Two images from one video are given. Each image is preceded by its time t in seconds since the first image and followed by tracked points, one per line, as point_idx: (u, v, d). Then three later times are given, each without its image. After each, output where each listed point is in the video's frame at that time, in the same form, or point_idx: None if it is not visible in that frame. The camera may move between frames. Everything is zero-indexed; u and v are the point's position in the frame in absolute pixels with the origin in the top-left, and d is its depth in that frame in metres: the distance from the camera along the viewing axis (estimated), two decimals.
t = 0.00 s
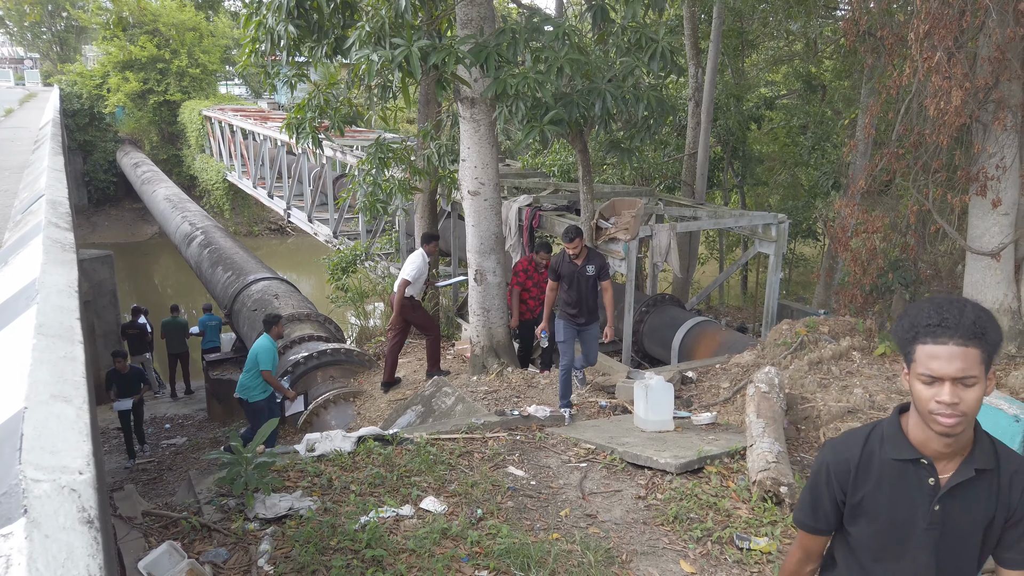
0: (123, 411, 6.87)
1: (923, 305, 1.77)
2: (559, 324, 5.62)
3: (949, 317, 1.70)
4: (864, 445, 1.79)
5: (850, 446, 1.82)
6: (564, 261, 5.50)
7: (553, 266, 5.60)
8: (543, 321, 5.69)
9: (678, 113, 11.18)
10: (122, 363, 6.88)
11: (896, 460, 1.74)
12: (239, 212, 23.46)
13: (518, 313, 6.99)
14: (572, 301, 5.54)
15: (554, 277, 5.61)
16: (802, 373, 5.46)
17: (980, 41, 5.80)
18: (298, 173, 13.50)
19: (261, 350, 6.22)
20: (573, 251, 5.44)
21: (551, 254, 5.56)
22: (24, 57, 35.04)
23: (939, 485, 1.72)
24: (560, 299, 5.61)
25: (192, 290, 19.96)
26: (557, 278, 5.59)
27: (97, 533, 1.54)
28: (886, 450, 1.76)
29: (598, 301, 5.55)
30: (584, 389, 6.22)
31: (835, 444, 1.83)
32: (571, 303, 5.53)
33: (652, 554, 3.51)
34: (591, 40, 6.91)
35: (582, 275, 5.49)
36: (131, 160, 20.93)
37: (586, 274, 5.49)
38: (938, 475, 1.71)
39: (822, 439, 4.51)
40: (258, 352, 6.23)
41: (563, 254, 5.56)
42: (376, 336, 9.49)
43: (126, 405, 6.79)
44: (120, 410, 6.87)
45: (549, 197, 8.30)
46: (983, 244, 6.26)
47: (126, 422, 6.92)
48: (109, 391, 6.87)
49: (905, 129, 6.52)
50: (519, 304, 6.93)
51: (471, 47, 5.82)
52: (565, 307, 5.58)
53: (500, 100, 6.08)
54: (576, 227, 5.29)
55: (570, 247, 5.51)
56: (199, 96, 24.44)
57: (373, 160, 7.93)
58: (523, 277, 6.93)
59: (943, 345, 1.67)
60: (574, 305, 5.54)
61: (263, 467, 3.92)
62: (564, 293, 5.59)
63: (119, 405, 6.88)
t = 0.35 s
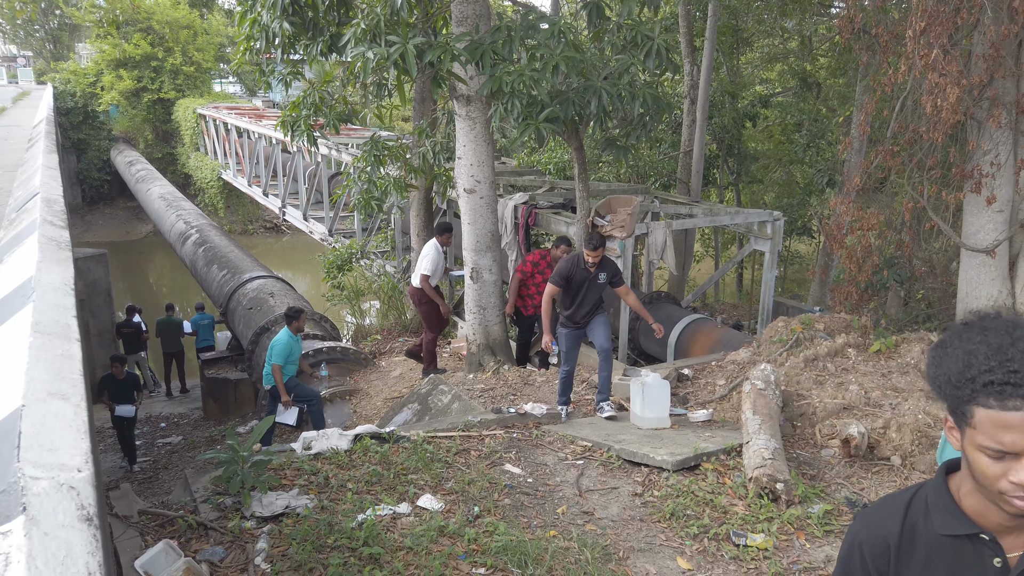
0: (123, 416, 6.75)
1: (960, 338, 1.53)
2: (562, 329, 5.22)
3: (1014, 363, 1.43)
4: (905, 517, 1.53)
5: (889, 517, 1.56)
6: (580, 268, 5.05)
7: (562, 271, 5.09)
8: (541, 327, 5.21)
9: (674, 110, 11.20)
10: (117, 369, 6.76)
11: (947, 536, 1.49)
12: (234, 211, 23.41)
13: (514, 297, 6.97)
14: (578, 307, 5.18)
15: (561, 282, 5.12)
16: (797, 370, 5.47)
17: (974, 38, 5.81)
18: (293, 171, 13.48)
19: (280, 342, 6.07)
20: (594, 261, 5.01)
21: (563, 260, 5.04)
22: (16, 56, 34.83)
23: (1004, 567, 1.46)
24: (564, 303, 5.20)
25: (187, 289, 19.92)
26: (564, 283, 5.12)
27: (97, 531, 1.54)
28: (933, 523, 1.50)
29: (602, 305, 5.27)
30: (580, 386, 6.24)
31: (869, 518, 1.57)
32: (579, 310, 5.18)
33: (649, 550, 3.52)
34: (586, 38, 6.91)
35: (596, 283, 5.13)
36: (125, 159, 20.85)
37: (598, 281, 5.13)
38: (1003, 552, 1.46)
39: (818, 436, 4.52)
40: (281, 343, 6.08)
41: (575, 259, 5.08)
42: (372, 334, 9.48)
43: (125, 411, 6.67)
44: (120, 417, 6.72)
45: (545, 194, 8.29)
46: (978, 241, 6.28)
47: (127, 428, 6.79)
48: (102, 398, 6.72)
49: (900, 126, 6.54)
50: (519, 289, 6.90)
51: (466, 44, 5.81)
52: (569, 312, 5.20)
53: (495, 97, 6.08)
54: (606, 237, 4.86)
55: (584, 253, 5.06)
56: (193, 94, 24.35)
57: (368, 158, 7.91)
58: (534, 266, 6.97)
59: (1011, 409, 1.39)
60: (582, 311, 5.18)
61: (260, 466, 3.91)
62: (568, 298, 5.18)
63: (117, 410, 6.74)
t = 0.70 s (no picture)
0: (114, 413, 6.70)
1: None
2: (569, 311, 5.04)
3: None
4: None
5: None
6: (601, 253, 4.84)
7: (581, 253, 4.88)
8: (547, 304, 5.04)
9: (672, 108, 11.21)
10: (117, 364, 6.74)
11: None
12: (232, 209, 23.39)
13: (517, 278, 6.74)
14: (591, 293, 4.97)
15: (579, 264, 4.91)
16: (796, 367, 5.47)
17: (972, 35, 5.82)
18: (290, 169, 13.46)
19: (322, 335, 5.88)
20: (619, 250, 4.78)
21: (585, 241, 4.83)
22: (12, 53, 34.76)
23: None
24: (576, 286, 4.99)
25: (186, 287, 19.91)
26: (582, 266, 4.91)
27: (94, 527, 1.53)
28: None
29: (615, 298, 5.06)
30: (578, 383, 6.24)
31: None
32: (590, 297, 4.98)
33: (648, 546, 3.52)
34: (585, 35, 6.89)
35: (615, 274, 4.91)
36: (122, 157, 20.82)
37: (617, 272, 4.91)
38: None
39: (816, 432, 4.52)
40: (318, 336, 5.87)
41: (598, 243, 4.86)
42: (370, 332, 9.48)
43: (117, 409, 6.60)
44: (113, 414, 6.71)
45: (543, 192, 8.27)
46: (976, 238, 6.29)
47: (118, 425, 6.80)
48: (99, 391, 6.68)
49: (898, 123, 6.54)
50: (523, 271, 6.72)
51: (464, 41, 5.80)
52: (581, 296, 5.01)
53: (493, 94, 6.07)
54: (637, 228, 4.63)
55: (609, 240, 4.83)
56: (190, 91, 24.31)
57: (366, 156, 7.86)
58: (539, 251, 6.77)
59: None
60: (595, 299, 4.97)
61: (258, 463, 3.90)
62: (583, 282, 4.98)
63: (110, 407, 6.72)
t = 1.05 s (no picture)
0: (105, 422, 6.59)
1: None
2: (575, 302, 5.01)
3: None
4: None
5: None
6: (600, 241, 4.78)
7: (583, 241, 4.87)
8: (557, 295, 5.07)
9: (670, 102, 11.19)
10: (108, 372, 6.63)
11: None
12: (230, 205, 23.37)
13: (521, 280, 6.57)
14: (597, 283, 4.90)
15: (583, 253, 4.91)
16: (794, 362, 5.48)
17: (971, 29, 5.80)
18: (288, 165, 13.44)
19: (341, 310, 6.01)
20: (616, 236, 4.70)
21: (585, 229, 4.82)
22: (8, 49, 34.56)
23: None
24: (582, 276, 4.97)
25: (184, 284, 19.90)
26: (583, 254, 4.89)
27: (94, 526, 1.53)
28: None
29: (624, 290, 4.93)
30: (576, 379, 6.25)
31: None
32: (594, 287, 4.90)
33: (647, 542, 3.53)
34: (583, 29, 6.85)
35: (618, 262, 4.82)
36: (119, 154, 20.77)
37: (621, 260, 4.81)
38: None
39: (814, 427, 4.53)
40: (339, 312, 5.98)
41: (598, 230, 4.81)
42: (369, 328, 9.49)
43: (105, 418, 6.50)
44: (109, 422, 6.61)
45: (541, 188, 8.26)
46: (974, 232, 6.30)
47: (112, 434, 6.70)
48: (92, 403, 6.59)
49: (896, 118, 6.54)
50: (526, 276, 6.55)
51: (462, 37, 5.78)
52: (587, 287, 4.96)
53: (491, 90, 6.05)
54: (630, 213, 4.53)
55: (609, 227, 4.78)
56: (187, 87, 24.25)
57: (364, 152, 7.82)
58: (539, 252, 6.58)
59: None
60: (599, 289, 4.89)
61: (257, 460, 3.90)
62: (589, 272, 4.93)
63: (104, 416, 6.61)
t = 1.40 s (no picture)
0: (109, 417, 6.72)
1: None
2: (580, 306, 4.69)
3: None
4: None
5: None
6: (595, 235, 4.48)
7: (575, 240, 4.53)
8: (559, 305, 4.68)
9: (668, 101, 11.19)
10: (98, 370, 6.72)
11: None
12: (229, 205, 23.36)
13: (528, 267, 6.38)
14: (601, 279, 4.58)
15: (578, 252, 4.59)
16: (793, 360, 5.49)
17: (969, 27, 5.81)
18: (286, 165, 13.43)
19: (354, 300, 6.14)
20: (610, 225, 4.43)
21: (575, 228, 4.51)
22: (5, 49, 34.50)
23: None
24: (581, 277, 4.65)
25: (182, 284, 19.90)
26: (579, 253, 4.56)
27: (94, 527, 1.53)
28: None
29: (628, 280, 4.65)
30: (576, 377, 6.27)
31: None
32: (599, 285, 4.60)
33: (646, 541, 3.53)
34: (581, 28, 6.84)
35: (618, 252, 4.54)
36: (118, 154, 20.76)
37: (620, 249, 4.54)
38: None
39: (813, 425, 4.53)
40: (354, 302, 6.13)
41: (589, 223, 4.50)
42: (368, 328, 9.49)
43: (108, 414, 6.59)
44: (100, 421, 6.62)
45: (540, 186, 8.25)
46: (973, 230, 6.31)
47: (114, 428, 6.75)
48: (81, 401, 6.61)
49: (895, 116, 6.54)
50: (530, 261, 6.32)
51: (461, 36, 5.77)
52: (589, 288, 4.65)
53: (490, 89, 6.05)
54: (622, 196, 4.27)
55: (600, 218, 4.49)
56: (185, 87, 24.23)
57: (362, 152, 7.82)
58: (543, 236, 6.36)
59: None
60: (603, 286, 4.60)
61: (256, 460, 3.91)
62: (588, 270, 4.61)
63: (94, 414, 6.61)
